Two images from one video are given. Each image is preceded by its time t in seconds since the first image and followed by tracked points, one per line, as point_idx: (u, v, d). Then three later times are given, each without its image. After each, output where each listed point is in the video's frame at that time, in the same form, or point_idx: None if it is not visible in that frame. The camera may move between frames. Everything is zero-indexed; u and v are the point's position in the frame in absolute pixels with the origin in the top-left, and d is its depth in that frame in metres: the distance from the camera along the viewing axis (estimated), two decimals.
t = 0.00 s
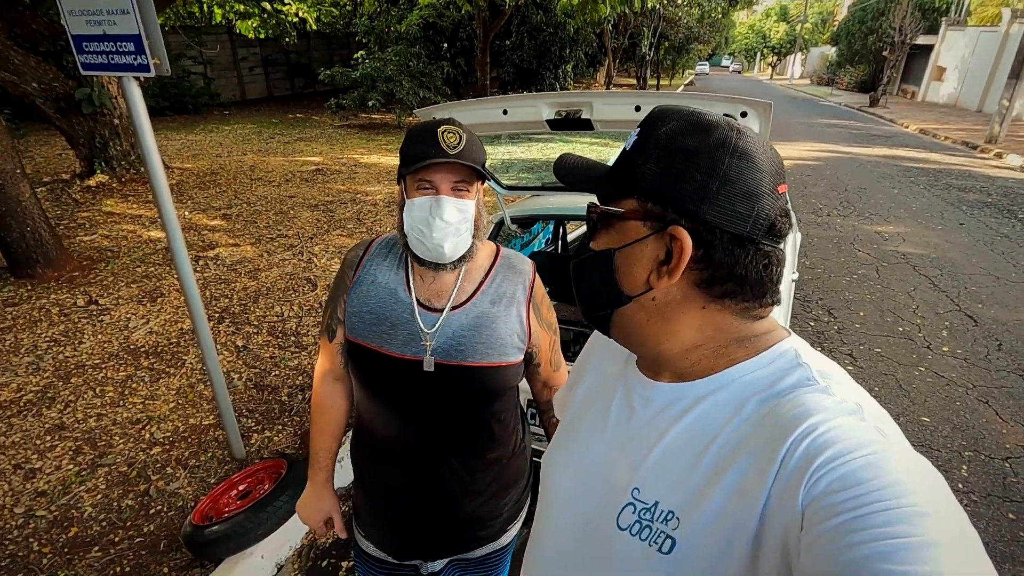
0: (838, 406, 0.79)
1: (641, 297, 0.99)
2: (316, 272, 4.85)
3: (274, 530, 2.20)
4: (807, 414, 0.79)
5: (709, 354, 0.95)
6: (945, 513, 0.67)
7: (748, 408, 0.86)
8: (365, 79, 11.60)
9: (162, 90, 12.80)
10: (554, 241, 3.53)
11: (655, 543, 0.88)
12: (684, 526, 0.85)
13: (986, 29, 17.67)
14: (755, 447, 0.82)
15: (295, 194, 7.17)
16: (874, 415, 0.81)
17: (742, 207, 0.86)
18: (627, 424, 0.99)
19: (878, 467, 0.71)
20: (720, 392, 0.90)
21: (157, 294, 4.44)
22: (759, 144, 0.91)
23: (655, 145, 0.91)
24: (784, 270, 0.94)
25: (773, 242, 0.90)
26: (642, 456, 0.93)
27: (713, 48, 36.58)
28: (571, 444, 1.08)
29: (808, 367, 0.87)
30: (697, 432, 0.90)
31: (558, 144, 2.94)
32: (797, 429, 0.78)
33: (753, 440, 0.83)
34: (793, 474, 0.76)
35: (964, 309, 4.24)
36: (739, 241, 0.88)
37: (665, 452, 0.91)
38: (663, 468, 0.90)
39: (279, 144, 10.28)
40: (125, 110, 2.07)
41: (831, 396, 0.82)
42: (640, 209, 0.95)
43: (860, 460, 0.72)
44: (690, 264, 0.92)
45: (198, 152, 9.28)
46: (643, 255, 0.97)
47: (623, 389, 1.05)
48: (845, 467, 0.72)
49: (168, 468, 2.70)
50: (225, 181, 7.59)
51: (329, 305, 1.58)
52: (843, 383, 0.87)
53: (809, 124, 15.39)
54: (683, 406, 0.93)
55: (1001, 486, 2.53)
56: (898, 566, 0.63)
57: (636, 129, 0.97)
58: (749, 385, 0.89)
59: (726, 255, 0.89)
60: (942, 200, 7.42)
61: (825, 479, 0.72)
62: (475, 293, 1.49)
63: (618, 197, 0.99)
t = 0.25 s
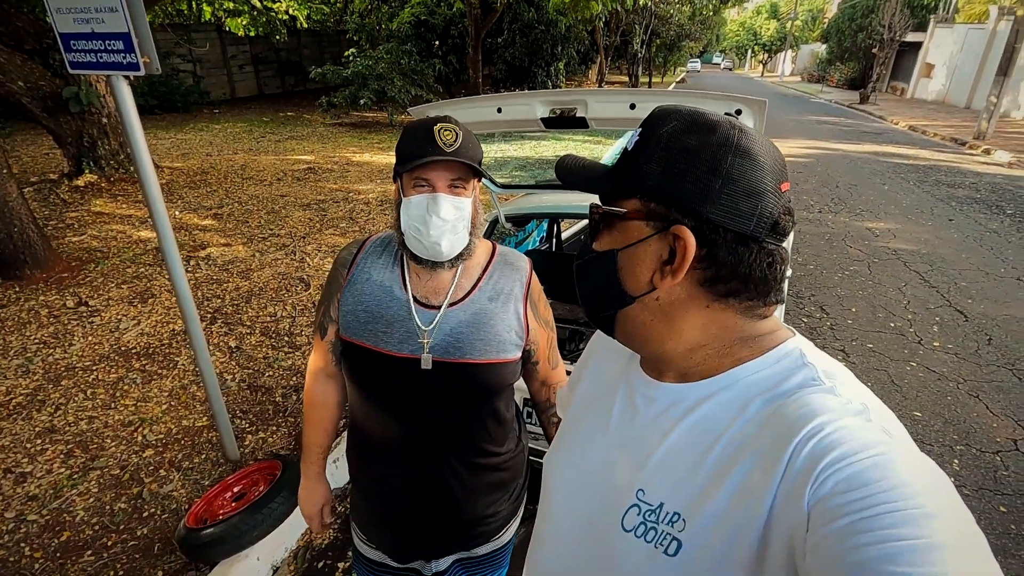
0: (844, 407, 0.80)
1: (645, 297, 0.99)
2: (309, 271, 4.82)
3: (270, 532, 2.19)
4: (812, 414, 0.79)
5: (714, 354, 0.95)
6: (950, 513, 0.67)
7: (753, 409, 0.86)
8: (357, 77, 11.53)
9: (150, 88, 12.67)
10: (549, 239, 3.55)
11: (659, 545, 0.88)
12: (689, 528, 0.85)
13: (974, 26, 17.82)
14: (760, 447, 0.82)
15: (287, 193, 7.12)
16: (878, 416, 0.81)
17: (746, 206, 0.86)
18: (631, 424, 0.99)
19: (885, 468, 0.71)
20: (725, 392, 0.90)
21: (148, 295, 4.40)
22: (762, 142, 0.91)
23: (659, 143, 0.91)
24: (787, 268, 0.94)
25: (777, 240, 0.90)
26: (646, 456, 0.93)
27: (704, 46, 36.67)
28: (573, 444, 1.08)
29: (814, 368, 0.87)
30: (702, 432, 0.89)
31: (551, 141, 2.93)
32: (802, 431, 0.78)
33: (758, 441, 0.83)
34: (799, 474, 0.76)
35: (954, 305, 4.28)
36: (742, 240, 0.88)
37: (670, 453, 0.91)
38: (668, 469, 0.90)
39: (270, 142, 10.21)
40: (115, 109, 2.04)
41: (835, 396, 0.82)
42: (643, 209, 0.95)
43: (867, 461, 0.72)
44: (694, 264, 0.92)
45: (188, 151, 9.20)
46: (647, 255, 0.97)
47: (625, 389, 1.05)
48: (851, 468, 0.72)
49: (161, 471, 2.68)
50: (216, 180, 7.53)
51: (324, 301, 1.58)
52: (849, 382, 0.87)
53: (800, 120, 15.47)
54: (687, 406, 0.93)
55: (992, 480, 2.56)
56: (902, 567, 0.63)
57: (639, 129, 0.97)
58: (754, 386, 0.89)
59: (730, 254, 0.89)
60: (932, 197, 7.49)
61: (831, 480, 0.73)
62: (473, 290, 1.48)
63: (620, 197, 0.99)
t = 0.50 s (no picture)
0: (844, 411, 0.79)
1: (645, 305, 0.98)
2: (313, 273, 4.83)
3: (272, 534, 2.19)
4: (813, 419, 0.79)
5: (715, 361, 0.95)
6: (951, 515, 0.67)
7: (753, 414, 0.86)
8: (362, 79, 11.56)
9: (157, 90, 12.75)
10: (551, 242, 3.57)
11: (661, 551, 0.88)
12: (691, 534, 0.85)
13: (980, 28, 17.74)
14: (760, 453, 0.81)
15: (292, 195, 7.15)
16: (879, 420, 0.81)
17: (748, 215, 0.86)
18: (632, 429, 0.99)
19: (884, 471, 0.70)
20: (724, 398, 0.90)
21: (153, 296, 4.42)
22: (763, 152, 0.91)
23: (660, 151, 0.91)
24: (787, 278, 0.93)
25: (778, 249, 0.90)
26: (647, 461, 0.93)
27: (708, 47, 36.62)
28: (574, 450, 1.08)
29: (813, 372, 0.87)
30: (702, 437, 0.89)
31: (554, 144, 2.93)
32: (802, 436, 0.78)
33: (758, 446, 0.82)
34: (799, 479, 0.75)
35: (961, 308, 4.26)
36: (743, 248, 0.88)
37: (670, 459, 0.90)
38: (668, 474, 0.90)
39: (275, 144, 10.25)
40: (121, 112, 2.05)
41: (834, 401, 0.82)
42: (645, 217, 0.95)
43: (866, 465, 0.71)
44: (694, 271, 0.91)
45: (194, 153, 9.24)
46: (647, 262, 0.97)
47: (625, 395, 1.05)
48: (851, 471, 0.72)
49: (165, 472, 2.69)
50: (221, 182, 7.56)
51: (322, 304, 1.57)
52: (849, 387, 0.86)
53: (805, 122, 15.42)
54: (687, 411, 0.93)
55: (999, 485, 2.54)
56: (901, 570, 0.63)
57: (641, 136, 0.97)
58: (755, 391, 0.89)
59: (730, 263, 0.89)
60: (938, 199, 7.45)
61: (831, 484, 0.72)
62: (477, 294, 1.48)
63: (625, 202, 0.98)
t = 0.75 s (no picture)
0: (841, 400, 0.80)
1: (711, 302, 0.93)
2: (309, 270, 4.81)
3: (271, 532, 2.19)
4: (810, 409, 0.79)
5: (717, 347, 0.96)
6: (950, 496, 0.67)
7: (753, 406, 0.86)
8: (358, 74, 11.52)
9: (151, 86, 12.66)
10: (550, 237, 3.56)
11: (664, 547, 0.87)
12: (693, 528, 0.84)
13: (977, 23, 17.75)
14: (760, 445, 0.81)
15: (288, 191, 7.11)
16: (875, 407, 0.82)
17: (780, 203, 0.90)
18: (631, 425, 0.98)
19: (883, 457, 0.71)
20: (723, 391, 0.90)
21: (149, 293, 4.39)
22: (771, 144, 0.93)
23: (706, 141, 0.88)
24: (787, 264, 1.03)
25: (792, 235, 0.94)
26: (647, 456, 0.92)
27: (705, 43, 36.56)
28: (572, 448, 1.07)
29: (810, 363, 0.87)
30: (702, 431, 0.89)
31: (553, 139, 2.92)
32: (800, 426, 0.78)
33: (759, 437, 0.82)
34: (800, 469, 0.75)
35: (958, 303, 4.27)
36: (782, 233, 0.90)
37: (670, 453, 0.90)
38: (669, 469, 0.89)
39: (271, 140, 10.20)
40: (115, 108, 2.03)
41: (832, 390, 0.82)
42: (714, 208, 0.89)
43: (865, 451, 0.72)
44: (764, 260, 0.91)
45: (189, 149, 9.19)
46: (715, 259, 0.92)
47: (623, 390, 1.04)
48: (850, 459, 0.72)
49: (162, 470, 2.68)
50: (217, 178, 7.52)
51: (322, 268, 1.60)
52: (845, 376, 0.87)
53: (802, 118, 15.42)
54: (687, 406, 0.93)
55: (996, 479, 2.55)
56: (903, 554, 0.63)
57: (678, 123, 0.90)
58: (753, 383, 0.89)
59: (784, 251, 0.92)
60: (935, 194, 7.47)
61: (831, 471, 0.73)
62: (479, 292, 1.47)
63: (685, 194, 0.89)
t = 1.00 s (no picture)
0: (835, 390, 0.81)
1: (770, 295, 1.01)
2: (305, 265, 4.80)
3: (268, 527, 2.19)
4: (806, 400, 0.80)
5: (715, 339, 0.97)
6: (945, 479, 0.68)
7: (750, 399, 0.86)
8: (353, 68, 11.45)
9: (144, 80, 12.56)
10: (547, 232, 3.55)
11: (667, 545, 0.85)
12: (697, 524, 0.83)
13: (973, 16, 17.73)
14: (758, 437, 0.82)
15: (284, 186, 7.08)
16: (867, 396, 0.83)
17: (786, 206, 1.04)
18: (628, 421, 0.98)
19: (879, 445, 0.72)
20: (721, 387, 0.90)
21: (144, 289, 4.37)
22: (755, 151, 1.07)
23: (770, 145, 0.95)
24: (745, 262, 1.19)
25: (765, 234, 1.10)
26: (647, 453, 0.92)
27: (702, 36, 36.45)
28: (568, 447, 1.06)
29: (804, 355, 0.88)
30: (701, 425, 0.89)
31: (549, 133, 2.91)
32: (797, 417, 0.79)
33: (757, 429, 0.82)
34: (798, 460, 0.76)
35: (953, 296, 4.28)
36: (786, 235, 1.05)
37: (670, 448, 0.89)
38: (669, 464, 0.88)
39: (266, 134, 10.14)
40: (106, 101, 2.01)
41: (827, 380, 0.83)
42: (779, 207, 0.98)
43: (861, 439, 0.73)
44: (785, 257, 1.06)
45: (183, 143, 9.13)
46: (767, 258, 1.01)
47: (617, 386, 1.04)
48: (847, 447, 0.73)
49: (159, 466, 2.67)
50: (212, 173, 7.47)
51: (320, 254, 1.63)
52: (838, 367, 0.88)
53: (799, 111, 15.40)
54: (684, 401, 0.93)
55: (989, 471, 2.57)
56: (903, 537, 0.63)
57: (747, 117, 0.93)
58: (750, 377, 0.90)
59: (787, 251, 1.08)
60: (931, 187, 7.48)
61: (829, 460, 0.73)
62: (475, 291, 1.47)
63: (768, 192, 0.94)
